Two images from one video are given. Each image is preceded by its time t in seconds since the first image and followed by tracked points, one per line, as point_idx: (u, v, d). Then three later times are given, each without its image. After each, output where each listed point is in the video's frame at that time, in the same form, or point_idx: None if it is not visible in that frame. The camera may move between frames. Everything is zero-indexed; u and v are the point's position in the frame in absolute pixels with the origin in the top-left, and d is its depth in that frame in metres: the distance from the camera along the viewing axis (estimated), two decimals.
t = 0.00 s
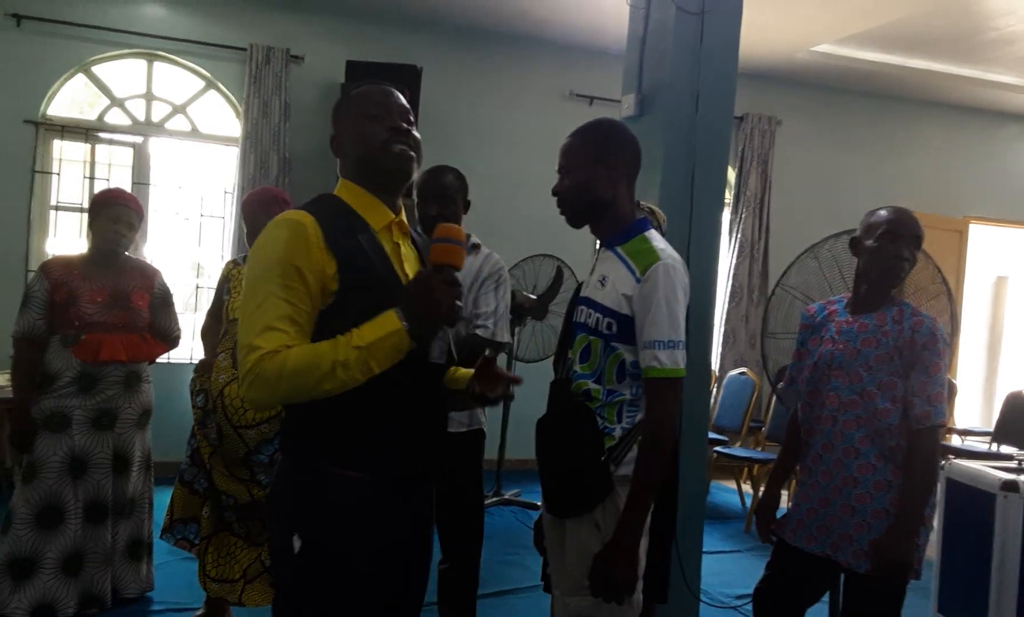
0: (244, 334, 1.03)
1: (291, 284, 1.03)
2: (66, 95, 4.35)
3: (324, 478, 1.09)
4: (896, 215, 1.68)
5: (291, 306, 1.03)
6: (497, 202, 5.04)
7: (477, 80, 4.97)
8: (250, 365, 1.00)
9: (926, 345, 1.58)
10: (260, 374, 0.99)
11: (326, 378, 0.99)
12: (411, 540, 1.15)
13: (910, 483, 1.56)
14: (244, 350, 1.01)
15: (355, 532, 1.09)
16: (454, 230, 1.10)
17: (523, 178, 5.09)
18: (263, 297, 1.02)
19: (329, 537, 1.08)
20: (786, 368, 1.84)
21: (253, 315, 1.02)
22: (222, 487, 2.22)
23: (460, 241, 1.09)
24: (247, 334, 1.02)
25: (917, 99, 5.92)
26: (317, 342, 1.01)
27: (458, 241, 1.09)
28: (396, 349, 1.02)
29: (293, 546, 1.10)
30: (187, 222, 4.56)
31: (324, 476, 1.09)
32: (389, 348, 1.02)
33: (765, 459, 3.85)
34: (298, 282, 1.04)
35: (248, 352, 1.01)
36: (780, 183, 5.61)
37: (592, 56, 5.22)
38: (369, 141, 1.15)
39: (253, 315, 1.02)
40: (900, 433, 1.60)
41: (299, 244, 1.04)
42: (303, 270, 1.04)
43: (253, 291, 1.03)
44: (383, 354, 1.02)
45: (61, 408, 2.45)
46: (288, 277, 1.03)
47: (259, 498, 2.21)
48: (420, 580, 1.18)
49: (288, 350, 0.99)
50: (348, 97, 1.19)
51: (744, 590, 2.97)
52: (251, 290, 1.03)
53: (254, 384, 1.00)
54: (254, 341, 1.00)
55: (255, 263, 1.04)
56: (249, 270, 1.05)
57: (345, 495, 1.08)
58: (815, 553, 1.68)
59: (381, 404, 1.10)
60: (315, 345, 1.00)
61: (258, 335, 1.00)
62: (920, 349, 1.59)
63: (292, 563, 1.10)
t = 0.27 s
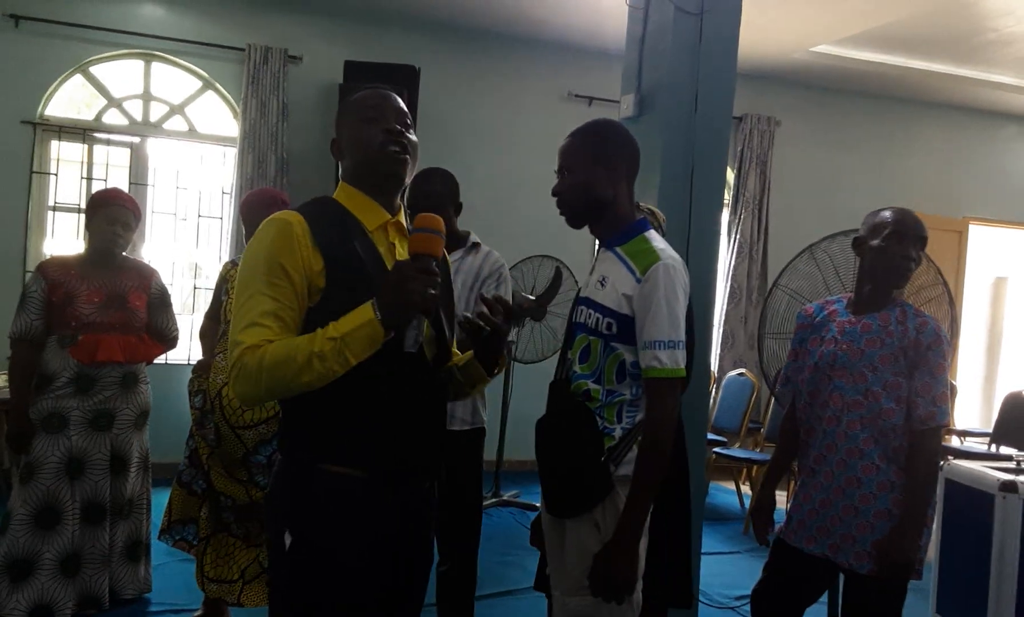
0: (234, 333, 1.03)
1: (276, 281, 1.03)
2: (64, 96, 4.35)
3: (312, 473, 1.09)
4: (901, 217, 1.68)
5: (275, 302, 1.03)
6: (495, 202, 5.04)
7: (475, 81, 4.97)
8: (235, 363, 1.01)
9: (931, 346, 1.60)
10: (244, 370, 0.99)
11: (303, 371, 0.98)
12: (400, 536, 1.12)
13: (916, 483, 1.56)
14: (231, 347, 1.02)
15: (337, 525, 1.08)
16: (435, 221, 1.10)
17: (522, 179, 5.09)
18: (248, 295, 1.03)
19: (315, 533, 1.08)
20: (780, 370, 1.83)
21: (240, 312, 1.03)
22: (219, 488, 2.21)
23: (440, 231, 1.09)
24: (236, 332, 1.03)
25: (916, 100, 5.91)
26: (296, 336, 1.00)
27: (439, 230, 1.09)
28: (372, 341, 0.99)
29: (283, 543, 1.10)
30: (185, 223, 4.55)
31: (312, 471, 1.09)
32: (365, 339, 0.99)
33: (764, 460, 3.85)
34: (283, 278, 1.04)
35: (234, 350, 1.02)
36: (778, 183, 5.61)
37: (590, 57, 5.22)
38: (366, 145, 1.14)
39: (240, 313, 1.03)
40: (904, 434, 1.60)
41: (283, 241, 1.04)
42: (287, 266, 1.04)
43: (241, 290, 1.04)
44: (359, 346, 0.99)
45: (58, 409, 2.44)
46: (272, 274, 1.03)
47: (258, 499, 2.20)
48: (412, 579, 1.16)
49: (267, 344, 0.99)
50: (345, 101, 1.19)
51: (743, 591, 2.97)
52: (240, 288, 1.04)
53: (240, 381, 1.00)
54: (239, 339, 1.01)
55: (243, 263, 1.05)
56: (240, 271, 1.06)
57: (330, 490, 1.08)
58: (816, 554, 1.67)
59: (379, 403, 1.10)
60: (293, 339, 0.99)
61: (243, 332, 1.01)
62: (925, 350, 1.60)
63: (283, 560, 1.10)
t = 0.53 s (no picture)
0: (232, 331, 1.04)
1: (274, 280, 1.04)
2: (62, 96, 4.35)
3: (307, 472, 1.10)
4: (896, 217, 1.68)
5: (272, 300, 1.03)
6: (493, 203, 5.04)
7: (474, 82, 4.97)
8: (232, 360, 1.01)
9: (931, 347, 1.61)
10: (240, 367, 1.00)
11: (297, 369, 0.98)
12: (395, 535, 1.12)
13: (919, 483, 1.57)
14: (228, 346, 1.02)
15: (331, 524, 1.08)
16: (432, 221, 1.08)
17: (520, 179, 5.09)
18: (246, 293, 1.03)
19: (312, 533, 1.08)
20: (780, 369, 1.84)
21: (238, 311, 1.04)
22: (219, 488, 2.21)
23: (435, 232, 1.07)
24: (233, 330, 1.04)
25: (913, 101, 5.93)
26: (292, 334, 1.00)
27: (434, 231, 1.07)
28: (364, 339, 0.99)
29: (281, 542, 1.11)
30: (183, 224, 4.55)
31: (306, 470, 1.10)
32: (357, 337, 0.99)
33: (762, 460, 3.85)
34: (280, 277, 1.04)
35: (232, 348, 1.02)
36: (776, 184, 5.62)
37: (588, 58, 5.22)
38: (370, 149, 1.14)
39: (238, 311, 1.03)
40: (904, 434, 1.61)
41: (282, 240, 1.05)
42: (285, 265, 1.04)
43: (239, 290, 1.05)
44: (351, 343, 0.99)
45: (57, 411, 2.44)
46: (269, 273, 1.04)
47: (258, 500, 2.21)
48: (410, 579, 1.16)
49: (262, 342, 1.00)
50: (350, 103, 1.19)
51: (742, 591, 2.97)
52: (239, 287, 1.05)
53: (237, 379, 1.01)
54: (236, 336, 1.02)
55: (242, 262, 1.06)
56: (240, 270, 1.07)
57: (324, 488, 1.08)
58: (818, 555, 1.68)
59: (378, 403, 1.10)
60: (289, 337, 1.00)
61: (240, 330, 1.02)
62: (925, 351, 1.61)
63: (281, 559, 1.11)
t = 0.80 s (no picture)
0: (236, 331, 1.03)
1: (278, 280, 1.03)
2: (60, 96, 4.34)
3: (309, 472, 1.09)
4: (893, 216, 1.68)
5: (278, 300, 1.03)
6: (491, 203, 5.04)
7: (472, 82, 4.97)
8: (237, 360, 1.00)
9: (930, 347, 1.60)
10: (245, 367, 0.99)
11: (303, 369, 0.98)
12: (396, 536, 1.12)
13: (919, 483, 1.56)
14: (233, 346, 1.02)
15: (332, 524, 1.07)
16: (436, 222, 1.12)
17: (518, 179, 5.09)
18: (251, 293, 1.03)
19: (315, 533, 1.08)
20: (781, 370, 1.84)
21: (243, 311, 1.03)
22: (218, 490, 2.21)
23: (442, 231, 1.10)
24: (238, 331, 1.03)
25: (910, 101, 5.93)
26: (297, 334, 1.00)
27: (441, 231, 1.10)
28: (371, 338, 0.99)
29: (284, 542, 1.10)
30: (181, 224, 4.54)
31: (309, 470, 1.09)
32: (363, 337, 0.99)
33: (760, 460, 3.86)
34: (286, 277, 1.04)
35: (236, 348, 1.01)
36: (774, 184, 5.62)
37: (586, 58, 5.22)
38: (372, 151, 1.14)
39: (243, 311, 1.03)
40: (904, 435, 1.61)
41: (287, 241, 1.05)
42: (291, 266, 1.04)
43: (244, 290, 1.04)
44: (357, 343, 0.99)
45: (56, 411, 2.43)
46: (274, 273, 1.03)
47: (257, 501, 2.20)
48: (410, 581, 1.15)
49: (267, 342, 0.99)
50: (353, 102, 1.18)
51: (741, 591, 2.97)
52: (244, 287, 1.04)
53: (242, 379, 1.00)
54: (242, 336, 1.01)
55: (247, 263, 1.05)
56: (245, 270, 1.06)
57: (326, 488, 1.08)
58: (820, 555, 1.67)
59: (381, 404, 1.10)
60: (295, 337, 0.99)
61: (244, 330, 1.01)
62: (924, 351, 1.60)
63: (283, 559, 1.10)
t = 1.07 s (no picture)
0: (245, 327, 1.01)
1: (290, 274, 1.02)
2: (58, 96, 4.33)
3: (309, 473, 1.09)
4: (890, 217, 1.67)
5: (290, 294, 1.01)
6: (490, 203, 5.03)
7: (470, 82, 4.96)
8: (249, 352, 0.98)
9: (930, 347, 1.58)
10: (259, 358, 0.97)
11: (322, 357, 0.96)
12: (397, 537, 1.11)
13: (917, 485, 1.55)
14: (243, 340, 0.99)
15: (332, 524, 1.07)
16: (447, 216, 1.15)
17: (517, 179, 5.08)
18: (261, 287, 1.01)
19: (319, 535, 1.07)
20: (785, 369, 1.83)
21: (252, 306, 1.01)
22: (217, 490, 2.20)
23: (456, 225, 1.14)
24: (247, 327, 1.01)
25: (909, 101, 5.93)
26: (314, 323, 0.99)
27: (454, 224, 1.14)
28: (394, 321, 0.99)
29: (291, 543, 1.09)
30: (180, 224, 4.53)
31: (311, 470, 1.09)
32: (386, 320, 0.99)
33: (759, 460, 3.85)
34: (297, 273, 1.03)
35: (246, 341, 0.99)
36: (773, 184, 5.62)
37: (585, 58, 5.22)
38: (397, 154, 1.15)
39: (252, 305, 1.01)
40: (903, 436, 1.60)
41: (299, 239, 1.04)
42: (303, 262, 1.03)
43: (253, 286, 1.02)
44: (380, 326, 0.99)
45: (55, 411, 2.42)
46: (286, 267, 1.02)
47: (256, 502, 2.20)
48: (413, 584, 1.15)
49: (283, 332, 0.97)
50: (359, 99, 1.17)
51: (741, 592, 2.97)
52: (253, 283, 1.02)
53: (255, 372, 0.98)
54: (252, 329, 0.99)
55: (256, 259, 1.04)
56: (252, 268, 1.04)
57: (325, 489, 1.08)
58: (821, 555, 1.67)
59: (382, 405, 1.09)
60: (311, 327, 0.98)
61: (256, 322, 0.99)
62: (924, 351, 1.59)
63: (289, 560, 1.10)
